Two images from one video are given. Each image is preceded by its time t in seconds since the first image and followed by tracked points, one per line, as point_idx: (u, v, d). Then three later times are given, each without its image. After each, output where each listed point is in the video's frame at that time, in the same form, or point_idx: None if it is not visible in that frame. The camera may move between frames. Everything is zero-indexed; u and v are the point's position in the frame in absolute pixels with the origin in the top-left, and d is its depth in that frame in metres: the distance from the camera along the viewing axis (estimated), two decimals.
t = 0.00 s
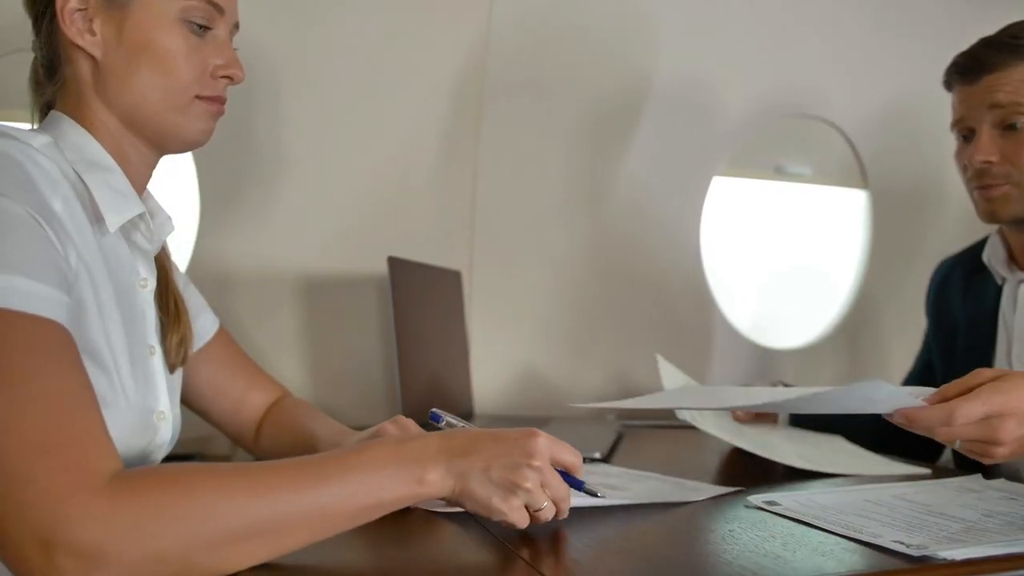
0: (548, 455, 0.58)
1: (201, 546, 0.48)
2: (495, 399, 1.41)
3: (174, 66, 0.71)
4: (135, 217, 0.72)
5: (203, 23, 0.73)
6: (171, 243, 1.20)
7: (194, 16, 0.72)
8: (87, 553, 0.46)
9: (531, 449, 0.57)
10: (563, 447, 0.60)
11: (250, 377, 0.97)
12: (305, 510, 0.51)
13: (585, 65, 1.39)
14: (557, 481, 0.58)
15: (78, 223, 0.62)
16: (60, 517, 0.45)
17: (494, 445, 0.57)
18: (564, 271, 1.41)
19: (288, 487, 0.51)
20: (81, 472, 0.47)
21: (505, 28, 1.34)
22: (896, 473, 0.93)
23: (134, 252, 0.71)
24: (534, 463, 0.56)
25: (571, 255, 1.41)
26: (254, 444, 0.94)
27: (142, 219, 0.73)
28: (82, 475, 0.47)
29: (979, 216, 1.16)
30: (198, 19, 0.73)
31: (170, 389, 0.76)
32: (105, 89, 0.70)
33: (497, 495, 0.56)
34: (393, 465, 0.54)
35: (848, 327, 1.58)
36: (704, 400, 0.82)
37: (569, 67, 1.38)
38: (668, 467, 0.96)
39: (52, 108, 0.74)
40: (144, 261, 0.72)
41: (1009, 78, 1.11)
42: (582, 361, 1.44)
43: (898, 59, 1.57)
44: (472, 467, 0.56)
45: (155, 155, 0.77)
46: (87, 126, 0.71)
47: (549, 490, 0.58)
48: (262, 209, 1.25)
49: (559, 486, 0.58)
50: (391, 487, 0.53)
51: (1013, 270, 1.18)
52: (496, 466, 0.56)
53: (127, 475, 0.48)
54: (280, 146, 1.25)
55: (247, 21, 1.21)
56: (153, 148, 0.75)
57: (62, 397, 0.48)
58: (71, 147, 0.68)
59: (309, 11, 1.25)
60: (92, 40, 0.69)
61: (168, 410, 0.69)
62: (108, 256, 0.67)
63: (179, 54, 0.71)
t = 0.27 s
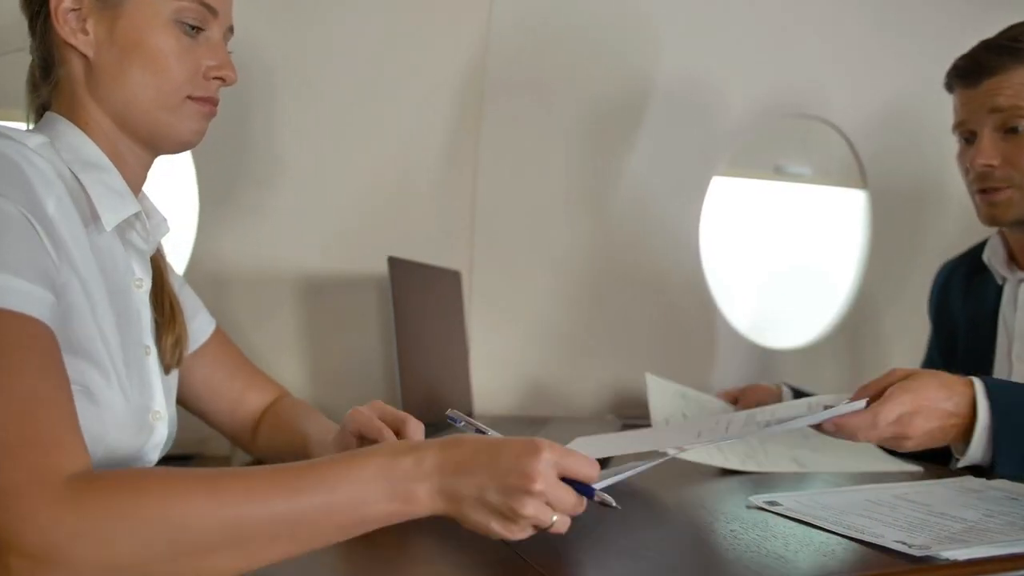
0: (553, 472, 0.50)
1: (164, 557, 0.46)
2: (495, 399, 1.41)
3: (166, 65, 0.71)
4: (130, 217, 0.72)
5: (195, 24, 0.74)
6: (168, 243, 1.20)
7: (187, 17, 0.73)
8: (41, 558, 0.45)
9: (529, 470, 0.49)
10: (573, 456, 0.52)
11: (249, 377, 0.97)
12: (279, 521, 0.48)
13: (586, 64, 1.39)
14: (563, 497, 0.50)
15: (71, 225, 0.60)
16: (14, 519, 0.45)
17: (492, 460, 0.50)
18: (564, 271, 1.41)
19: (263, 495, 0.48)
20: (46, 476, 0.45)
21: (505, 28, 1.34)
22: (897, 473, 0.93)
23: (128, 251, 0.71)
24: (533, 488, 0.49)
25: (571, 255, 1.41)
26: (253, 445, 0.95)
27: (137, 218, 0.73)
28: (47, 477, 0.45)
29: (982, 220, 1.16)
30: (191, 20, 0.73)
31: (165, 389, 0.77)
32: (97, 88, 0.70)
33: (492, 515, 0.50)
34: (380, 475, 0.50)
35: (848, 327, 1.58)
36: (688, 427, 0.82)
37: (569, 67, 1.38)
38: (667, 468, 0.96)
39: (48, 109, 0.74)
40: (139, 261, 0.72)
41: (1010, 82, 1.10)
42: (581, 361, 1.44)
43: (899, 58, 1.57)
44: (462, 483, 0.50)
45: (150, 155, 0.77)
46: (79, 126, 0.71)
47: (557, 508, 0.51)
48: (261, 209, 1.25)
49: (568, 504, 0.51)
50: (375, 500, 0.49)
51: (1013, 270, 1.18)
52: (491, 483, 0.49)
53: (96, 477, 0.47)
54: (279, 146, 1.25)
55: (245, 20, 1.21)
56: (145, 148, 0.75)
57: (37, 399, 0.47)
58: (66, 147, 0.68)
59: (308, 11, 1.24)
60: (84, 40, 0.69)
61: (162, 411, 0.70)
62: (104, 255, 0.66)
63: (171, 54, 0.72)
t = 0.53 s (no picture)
0: (600, 482, 0.45)
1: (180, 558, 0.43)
2: (493, 400, 1.41)
3: (162, 64, 0.71)
4: (129, 217, 0.72)
5: (191, 22, 0.74)
6: (164, 242, 1.21)
7: (183, 15, 0.73)
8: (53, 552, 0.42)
9: (570, 480, 0.44)
10: (625, 463, 0.46)
11: (247, 377, 0.97)
12: (298, 526, 0.44)
13: (585, 65, 1.39)
14: (609, 511, 0.45)
15: (71, 220, 0.59)
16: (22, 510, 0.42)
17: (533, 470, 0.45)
18: (562, 272, 1.41)
19: (279, 498, 0.44)
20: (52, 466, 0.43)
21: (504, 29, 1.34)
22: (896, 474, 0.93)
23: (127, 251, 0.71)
24: (574, 500, 0.43)
25: (570, 255, 1.41)
26: (252, 445, 0.95)
27: (135, 218, 0.73)
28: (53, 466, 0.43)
29: (979, 221, 1.15)
30: (187, 19, 0.73)
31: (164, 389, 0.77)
32: (94, 87, 0.70)
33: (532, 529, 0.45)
34: (406, 482, 0.45)
35: (845, 328, 1.58)
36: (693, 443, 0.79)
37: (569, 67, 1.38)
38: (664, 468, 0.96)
39: (43, 109, 0.74)
40: (137, 260, 0.72)
41: (1006, 84, 1.09)
42: (580, 361, 1.44)
43: (897, 59, 1.57)
44: (498, 494, 0.45)
45: (147, 154, 0.77)
46: (76, 125, 0.71)
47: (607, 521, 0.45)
48: (257, 209, 1.25)
49: (618, 516, 0.45)
50: (400, 507, 0.45)
51: (1006, 269, 1.18)
52: (530, 496, 0.44)
53: (102, 468, 0.44)
54: (276, 147, 1.25)
55: (242, 21, 1.21)
56: (143, 147, 0.75)
57: (39, 386, 0.45)
58: (65, 147, 0.67)
59: (306, 11, 1.25)
60: (80, 39, 0.69)
61: (161, 411, 0.69)
62: (103, 254, 0.66)
63: (167, 53, 0.72)
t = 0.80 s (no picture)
0: (678, 475, 0.45)
1: (268, 530, 0.42)
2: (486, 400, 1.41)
3: (162, 60, 0.71)
4: (133, 216, 0.72)
5: (190, 18, 0.73)
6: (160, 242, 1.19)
7: (181, 11, 0.72)
8: (131, 520, 0.40)
9: (650, 475, 0.43)
10: (705, 455, 0.46)
11: (241, 376, 0.97)
12: (383, 514, 0.43)
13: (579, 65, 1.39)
14: (692, 503, 0.45)
15: (79, 209, 0.61)
16: (89, 477, 0.40)
17: (610, 467, 0.44)
18: (557, 272, 1.41)
19: (359, 483, 0.43)
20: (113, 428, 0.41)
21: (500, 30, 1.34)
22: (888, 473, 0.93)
23: (129, 250, 0.71)
24: (655, 495, 0.43)
25: (564, 255, 1.41)
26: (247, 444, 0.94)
27: (139, 217, 0.73)
28: (118, 429, 0.41)
29: (968, 223, 1.15)
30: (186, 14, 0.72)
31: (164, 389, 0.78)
32: (93, 83, 0.70)
33: (613, 527, 0.44)
34: (485, 476, 0.44)
35: (837, 328, 1.58)
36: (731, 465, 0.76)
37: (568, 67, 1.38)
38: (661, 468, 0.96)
39: (40, 108, 0.73)
40: (140, 259, 0.72)
41: (993, 88, 1.09)
42: (573, 361, 1.44)
43: (890, 60, 1.58)
44: (577, 490, 0.44)
45: (146, 151, 0.77)
46: (76, 122, 0.71)
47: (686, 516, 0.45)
48: (252, 208, 1.24)
49: (697, 509, 0.45)
50: (479, 499, 0.44)
51: (993, 269, 1.19)
52: (611, 493, 0.44)
53: (182, 437, 0.42)
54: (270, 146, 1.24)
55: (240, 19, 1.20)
56: (143, 143, 0.75)
57: (92, 354, 0.43)
58: (66, 145, 0.67)
59: (304, 10, 1.24)
60: (79, 36, 0.68)
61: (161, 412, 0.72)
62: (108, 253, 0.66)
63: (167, 48, 0.71)
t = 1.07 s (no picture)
0: (774, 459, 0.48)
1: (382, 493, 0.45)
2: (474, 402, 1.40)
3: (178, 67, 0.72)
4: (145, 224, 0.72)
5: (207, 28, 0.74)
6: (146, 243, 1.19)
7: (198, 21, 0.73)
8: (252, 468, 0.44)
9: (748, 458, 0.47)
10: (799, 443, 0.50)
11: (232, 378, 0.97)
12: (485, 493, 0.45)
13: (568, 66, 1.40)
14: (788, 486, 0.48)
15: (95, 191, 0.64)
16: (215, 427, 0.43)
17: (706, 455, 0.48)
18: (548, 272, 1.42)
19: (470, 458, 0.46)
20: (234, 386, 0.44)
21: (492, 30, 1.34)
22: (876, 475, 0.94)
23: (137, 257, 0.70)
24: (753, 477, 0.46)
25: (553, 255, 1.42)
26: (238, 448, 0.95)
27: (150, 225, 0.73)
28: (235, 380, 0.45)
29: (950, 224, 1.16)
30: (202, 25, 0.73)
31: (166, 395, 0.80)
32: (107, 86, 0.70)
33: (713, 515, 0.47)
34: (580, 462, 0.47)
35: (823, 328, 1.60)
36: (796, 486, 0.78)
37: (566, 68, 1.39)
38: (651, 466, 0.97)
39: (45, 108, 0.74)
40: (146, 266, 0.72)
41: (973, 90, 1.11)
42: (563, 363, 1.45)
43: (877, 62, 1.59)
44: (676, 476, 0.47)
45: (152, 158, 0.78)
46: (87, 124, 0.71)
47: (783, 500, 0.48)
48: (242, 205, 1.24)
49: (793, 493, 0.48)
50: (573, 482, 0.47)
51: (975, 270, 1.20)
52: (710, 478, 0.47)
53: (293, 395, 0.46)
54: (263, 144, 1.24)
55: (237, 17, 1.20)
56: (148, 148, 0.76)
57: (175, 325, 0.45)
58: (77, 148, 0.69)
59: (297, 8, 1.24)
60: (96, 38, 0.69)
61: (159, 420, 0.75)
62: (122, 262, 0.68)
63: (184, 56, 0.72)
